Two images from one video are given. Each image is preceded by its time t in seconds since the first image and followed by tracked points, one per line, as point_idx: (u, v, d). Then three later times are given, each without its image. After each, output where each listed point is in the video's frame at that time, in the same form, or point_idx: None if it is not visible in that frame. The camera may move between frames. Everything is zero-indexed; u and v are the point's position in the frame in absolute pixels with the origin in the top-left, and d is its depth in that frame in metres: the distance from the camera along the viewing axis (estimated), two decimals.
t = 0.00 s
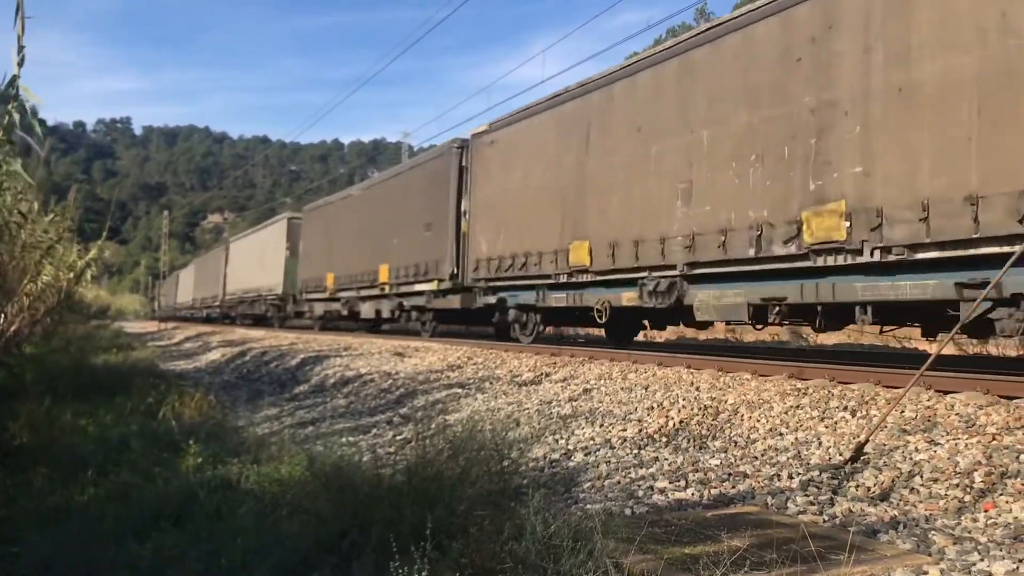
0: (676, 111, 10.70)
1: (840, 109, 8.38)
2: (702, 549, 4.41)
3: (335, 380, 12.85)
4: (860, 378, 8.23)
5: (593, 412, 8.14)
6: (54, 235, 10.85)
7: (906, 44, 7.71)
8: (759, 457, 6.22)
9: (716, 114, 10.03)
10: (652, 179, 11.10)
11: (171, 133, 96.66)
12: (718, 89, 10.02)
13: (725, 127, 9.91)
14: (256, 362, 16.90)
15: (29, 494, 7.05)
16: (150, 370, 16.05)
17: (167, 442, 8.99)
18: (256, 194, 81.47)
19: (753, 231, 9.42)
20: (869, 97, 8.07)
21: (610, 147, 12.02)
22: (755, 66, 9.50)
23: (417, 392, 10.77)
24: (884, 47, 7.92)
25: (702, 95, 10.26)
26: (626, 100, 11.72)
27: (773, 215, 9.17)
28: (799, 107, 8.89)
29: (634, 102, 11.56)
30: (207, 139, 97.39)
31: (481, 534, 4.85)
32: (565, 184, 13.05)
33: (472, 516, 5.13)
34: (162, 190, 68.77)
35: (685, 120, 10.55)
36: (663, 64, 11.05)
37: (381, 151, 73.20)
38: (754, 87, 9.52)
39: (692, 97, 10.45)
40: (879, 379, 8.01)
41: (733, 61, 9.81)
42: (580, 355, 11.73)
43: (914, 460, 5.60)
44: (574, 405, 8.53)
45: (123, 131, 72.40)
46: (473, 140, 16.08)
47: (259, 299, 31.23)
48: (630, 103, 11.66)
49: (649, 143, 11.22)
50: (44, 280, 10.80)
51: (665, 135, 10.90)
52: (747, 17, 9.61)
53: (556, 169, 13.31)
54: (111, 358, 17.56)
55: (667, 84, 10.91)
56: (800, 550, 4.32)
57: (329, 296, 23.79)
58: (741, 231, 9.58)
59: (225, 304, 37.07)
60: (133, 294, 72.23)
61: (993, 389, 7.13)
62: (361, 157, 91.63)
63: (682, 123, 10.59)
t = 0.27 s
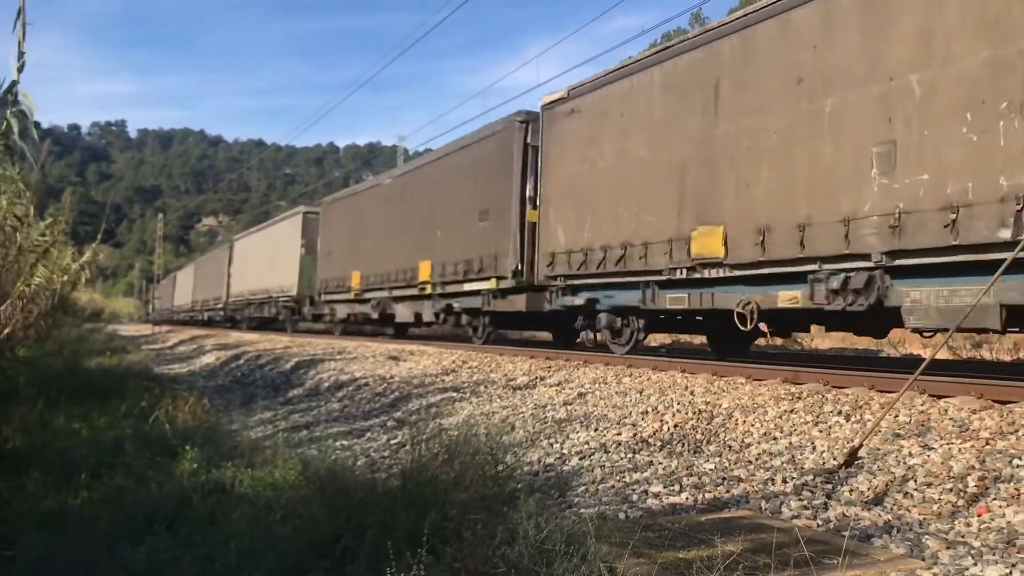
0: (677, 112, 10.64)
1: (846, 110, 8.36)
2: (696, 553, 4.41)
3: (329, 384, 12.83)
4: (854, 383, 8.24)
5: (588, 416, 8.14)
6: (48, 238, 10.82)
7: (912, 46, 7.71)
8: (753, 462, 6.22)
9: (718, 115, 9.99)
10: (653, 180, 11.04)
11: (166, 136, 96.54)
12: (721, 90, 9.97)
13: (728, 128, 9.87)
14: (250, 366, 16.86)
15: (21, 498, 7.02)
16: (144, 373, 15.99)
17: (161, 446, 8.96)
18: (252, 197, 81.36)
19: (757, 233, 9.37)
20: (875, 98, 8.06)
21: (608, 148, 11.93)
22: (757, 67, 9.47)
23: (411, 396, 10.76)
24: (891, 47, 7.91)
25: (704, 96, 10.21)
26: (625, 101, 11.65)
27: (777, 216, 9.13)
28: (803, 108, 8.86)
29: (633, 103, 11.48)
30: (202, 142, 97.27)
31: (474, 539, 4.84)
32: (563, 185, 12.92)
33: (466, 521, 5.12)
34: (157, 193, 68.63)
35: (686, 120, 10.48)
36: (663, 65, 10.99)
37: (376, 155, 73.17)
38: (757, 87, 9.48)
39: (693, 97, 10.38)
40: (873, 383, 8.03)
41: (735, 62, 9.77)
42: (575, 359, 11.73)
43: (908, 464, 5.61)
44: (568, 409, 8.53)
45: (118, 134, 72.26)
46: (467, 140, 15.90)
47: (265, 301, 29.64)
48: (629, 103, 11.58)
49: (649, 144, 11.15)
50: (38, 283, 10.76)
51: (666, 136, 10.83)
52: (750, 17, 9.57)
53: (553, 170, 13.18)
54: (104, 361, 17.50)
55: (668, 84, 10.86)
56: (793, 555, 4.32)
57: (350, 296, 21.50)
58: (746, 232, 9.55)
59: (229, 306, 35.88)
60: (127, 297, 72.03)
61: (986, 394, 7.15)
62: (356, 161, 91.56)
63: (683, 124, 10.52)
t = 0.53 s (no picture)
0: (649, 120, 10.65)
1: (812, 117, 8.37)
2: (691, 557, 4.41)
3: (325, 388, 12.81)
4: (849, 388, 8.25)
5: (583, 420, 8.14)
6: (44, 241, 10.81)
7: (879, 55, 7.72)
8: (748, 466, 6.23)
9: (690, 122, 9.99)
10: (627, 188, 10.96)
11: (162, 139, 96.46)
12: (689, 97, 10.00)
13: (700, 136, 9.85)
14: (246, 369, 16.84)
15: (16, 502, 7.00)
16: (140, 377, 15.95)
17: (156, 450, 8.93)
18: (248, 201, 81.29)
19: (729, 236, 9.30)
20: (845, 108, 8.06)
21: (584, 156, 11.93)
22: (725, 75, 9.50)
23: (407, 400, 10.76)
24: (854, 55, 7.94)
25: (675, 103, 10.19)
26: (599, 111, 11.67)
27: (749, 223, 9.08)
28: (774, 116, 8.85)
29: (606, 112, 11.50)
30: (197, 145, 97.08)
31: (470, 543, 4.84)
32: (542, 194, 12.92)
33: (461, 526, 5.11)
34: (153, 196, 68.52)
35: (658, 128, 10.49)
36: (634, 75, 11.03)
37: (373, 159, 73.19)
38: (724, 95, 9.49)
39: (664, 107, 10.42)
40: (867, 388, 8.04)
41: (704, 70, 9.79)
42: (571, 363, 11.74)
43: (903, 468, 5.62)
44: (564, 413, 8.53)
45: (114, 137, 72.17)
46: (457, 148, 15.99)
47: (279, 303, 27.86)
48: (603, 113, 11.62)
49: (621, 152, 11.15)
50: (33, 288, 10.74)
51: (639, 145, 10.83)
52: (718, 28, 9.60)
53: (534, 179, 13.21)
54: (100, 365, 17.46)
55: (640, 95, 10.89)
56: (788, 559, 4.33)
57: (384, 297, 18.71)
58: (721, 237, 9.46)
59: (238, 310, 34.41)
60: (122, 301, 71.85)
61: (981, 398, 7.18)
62: (353, 164, 91.54)
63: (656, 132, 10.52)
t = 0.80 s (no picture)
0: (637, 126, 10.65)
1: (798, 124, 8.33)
2: (689, 559, 4.42)
3: (324, 390, 12.81)
4: (847, 390, 8.26)
5: (582, 423, 8.15)
6: (42, 244, 10.80)
7: (861, 59, 7.66)
8: (746, 468, 6.24)
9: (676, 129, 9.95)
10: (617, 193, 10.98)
11: (160, 141, 96.46)
12: (675, 104, 9.98)
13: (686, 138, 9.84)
14: (245, 372, 16.83)
15: (14, 505, 6.99)
16: (138, 380, 15.93)
17: (154, 452, 8.92)
18: (246, 203, 81.27)
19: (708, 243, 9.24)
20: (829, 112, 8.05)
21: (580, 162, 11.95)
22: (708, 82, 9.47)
23: (405, 402, 10.75)
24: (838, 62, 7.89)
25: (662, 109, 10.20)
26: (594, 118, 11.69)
27: (725, 227, 9.01)
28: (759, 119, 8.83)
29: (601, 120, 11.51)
30: (195, 147, 97.00)
31: (469, 545, 4.84)
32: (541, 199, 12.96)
33: (460, 529, 5.12)
34: (151, 198, 68.47)
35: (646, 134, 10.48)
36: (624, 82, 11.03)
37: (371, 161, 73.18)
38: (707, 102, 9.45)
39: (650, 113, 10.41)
40: (865, 391, 8.05)
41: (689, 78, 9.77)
42: (569, 366, 11.74)
43: (900, 471, 5.63)
44: (562, 416, 8.54)
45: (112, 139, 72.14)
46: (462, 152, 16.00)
47: (300, 303, 26.28)
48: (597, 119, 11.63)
49: (612, 158, 11.17)
50: (31, 289, 10.73)
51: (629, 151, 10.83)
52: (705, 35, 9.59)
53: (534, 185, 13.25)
54: (98, 367, 17.44)
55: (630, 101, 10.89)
56: (786, 561, 4.33)
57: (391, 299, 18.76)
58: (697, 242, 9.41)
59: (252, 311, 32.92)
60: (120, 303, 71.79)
61: (978, 400, 7.19)
62: (351, 167, 91.56)
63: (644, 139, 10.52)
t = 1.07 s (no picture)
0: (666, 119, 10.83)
1: (825, 115, 8.51)
2: (690, 559, 4.42)
3: (324, 391, 12.81)
4: (848, 390, 8.26)
5: (582, 423, 8.15)
6: (42, 245, 10.81)
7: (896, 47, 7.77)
8: (747, 468, 6.24)
9: (706, 122, 10.15)
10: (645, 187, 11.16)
11: (161, 142, 96.53)
12: (701, 97, 10.25)
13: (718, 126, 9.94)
14: (245, 372, 16.83)
15: (16, 505, 7.01)
16: (138, 380, 15.95)
17: (156, 453, 8.93)
18: (247, 204, 81.30)
19: (744, 233, 9.49)
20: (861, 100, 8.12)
21: (604, 154, 12.12)
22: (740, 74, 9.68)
23: (406, 403, 10.76)
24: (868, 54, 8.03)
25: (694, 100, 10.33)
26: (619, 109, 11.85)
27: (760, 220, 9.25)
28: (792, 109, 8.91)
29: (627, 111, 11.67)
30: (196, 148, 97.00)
31: (470, 546, 4.85)
32: (563, 192, 13.11)
33: (462, 529, 5.12)
34: (151, 199, 68.52)
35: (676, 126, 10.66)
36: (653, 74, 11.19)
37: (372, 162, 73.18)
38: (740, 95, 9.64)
39: (680, 106, 10.60)
40: (866, 391, 8.05)
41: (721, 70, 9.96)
42: (570, 366, 11.75)
43: (901, 471, 5.63)
44: (563, 416, 8.55)
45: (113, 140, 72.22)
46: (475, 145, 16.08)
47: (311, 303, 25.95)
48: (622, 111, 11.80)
49: (635, 152, 11.43)
50: (32, 289, 10.73)
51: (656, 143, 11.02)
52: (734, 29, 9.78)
53: (554, 176, 13.38)
54: (98, 367, 17.45)
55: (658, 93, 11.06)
56: (786, 561, 4.34)
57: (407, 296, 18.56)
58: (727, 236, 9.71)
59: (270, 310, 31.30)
60: (121, 304, 71.82)
61: (979, 400, 7.19)
62: (352, 167, 91.54)
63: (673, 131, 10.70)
